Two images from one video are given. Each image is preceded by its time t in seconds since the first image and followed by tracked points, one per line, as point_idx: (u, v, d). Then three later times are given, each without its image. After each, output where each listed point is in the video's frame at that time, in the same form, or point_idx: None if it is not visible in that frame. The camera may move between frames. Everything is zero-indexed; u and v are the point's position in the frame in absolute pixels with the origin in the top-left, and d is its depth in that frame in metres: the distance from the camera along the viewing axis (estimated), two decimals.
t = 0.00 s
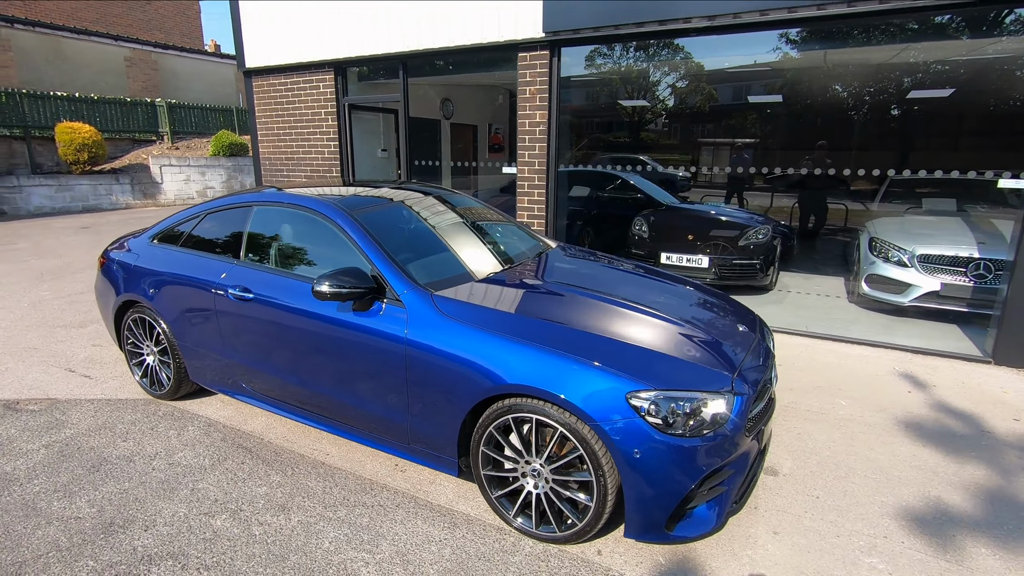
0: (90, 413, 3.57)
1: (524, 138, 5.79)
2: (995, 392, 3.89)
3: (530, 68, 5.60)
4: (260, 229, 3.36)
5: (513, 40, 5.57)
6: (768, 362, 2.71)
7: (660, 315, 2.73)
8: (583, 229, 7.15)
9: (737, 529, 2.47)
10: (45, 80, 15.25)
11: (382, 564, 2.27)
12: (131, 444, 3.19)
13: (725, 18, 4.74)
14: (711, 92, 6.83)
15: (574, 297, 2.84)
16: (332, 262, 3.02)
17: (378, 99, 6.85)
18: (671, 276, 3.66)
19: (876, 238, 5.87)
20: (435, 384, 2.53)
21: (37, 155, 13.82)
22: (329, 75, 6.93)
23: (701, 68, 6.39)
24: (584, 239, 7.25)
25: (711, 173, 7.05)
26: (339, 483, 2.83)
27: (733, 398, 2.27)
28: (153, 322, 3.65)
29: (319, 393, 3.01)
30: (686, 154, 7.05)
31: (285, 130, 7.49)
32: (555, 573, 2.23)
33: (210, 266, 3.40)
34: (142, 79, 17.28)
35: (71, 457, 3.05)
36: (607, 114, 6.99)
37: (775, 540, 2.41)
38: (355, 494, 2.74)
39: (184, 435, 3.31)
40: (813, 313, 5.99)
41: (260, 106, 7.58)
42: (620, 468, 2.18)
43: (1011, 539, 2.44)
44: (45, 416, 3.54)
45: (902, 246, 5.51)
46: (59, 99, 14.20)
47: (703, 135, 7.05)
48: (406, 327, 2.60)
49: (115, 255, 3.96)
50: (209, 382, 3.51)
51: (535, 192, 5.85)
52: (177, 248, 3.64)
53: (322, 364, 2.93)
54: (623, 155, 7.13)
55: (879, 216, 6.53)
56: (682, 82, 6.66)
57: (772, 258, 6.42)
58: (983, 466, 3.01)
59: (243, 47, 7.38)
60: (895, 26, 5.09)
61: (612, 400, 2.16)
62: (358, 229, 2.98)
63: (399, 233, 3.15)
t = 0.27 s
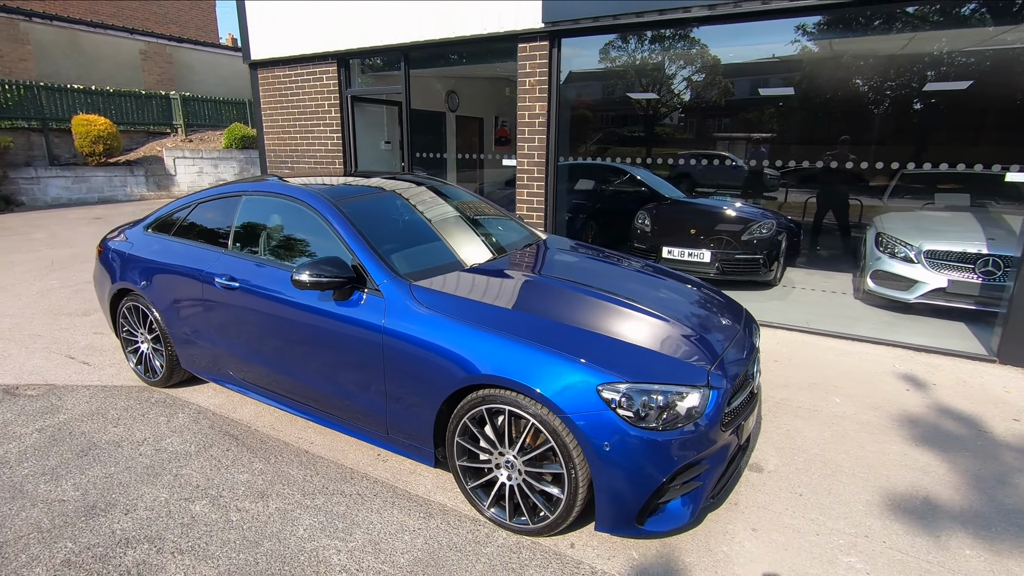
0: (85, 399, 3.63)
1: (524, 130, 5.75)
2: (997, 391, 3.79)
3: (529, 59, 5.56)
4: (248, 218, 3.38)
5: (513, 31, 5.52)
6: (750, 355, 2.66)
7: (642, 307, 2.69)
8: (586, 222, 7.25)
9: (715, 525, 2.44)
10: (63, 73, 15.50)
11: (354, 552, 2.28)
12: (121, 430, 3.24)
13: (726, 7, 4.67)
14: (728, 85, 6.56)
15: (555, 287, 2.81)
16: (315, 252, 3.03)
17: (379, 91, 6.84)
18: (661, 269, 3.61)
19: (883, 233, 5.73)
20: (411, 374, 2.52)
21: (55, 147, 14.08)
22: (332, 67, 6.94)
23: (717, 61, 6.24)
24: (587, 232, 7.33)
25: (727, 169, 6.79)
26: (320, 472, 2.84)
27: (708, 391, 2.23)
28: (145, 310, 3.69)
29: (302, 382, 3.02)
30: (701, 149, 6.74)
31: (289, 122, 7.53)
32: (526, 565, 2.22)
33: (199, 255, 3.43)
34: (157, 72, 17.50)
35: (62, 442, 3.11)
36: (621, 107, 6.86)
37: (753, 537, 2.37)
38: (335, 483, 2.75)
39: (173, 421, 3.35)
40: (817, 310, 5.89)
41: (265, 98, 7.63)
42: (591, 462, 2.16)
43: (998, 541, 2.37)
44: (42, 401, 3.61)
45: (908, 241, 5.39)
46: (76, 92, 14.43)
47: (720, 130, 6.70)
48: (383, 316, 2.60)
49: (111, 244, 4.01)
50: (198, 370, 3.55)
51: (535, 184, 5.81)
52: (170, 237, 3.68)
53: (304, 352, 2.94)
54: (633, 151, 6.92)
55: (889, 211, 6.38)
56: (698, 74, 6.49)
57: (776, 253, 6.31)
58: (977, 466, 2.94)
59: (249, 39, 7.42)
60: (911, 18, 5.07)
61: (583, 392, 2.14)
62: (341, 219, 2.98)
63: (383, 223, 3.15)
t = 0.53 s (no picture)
0: (84, 387, 3.73)
1: (524, 125, 5.73)
2: (998, 394, 3.68)
3: (530, 54, 5.53)
4: (238, 211, 3.43)
5: (513, 25, 5.50)
6: (729, 352, 2.62)
7: (621, 303, 2.67)
8: (591, 217, 7.17)
9: (688, 523, 2.41)
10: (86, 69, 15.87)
11: (325, 541, 2.31)
12: (115, 417, 3.33)
13: None
14: (748, 81, 6.80)
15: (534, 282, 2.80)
16: (300, 245, 3.06)
17: (384, 85, 6.87)
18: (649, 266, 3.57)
19: (891, 231, 5.60)
20: (386, 366, 2.54)
21: (78, 142, 14.45)
22: (338, 62, 7.00)
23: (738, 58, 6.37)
24: (592, 228, 7.29)
25: (746, 164, 6.81)
26: (302, 462, 2.88)
27: (678, 388, 2.21)
28: (143, 301, 3.78)
29: (286, 374, 3.06)
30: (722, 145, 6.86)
31: (297, 117, 7.62)
32: (493, 560, 2.22)
33: (191, 247, 3.49)
34: (177, 68, 17.82)
35: (57, 428, 3.20)
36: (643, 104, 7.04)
37: (726, 538, 2.34)
38: (315, 473, 2.79)
39: (166, 410, 3.42)
40: (822, 309, 5.78)
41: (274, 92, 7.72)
42: (556, 458, 2.15)
43: (979, 547, 2.31)
44: (44, 388, 3.72)
45: (916, 241, 5.24)
46: (99, 88, 14.77)
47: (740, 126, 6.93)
48: (360, 308, 2.62)
49: (113, 237, 4.11)
50: (192, 360, 3.62)
51: (535, 180, 5.80)
52: (166, 230, 3.76)
53: (287, 345, 2.98)
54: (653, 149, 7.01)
55: (900, 209, 6.23)
56: (718, 70, 6.67)
57: (781, 250, 6.21)
58: (969, 468, 2.86)
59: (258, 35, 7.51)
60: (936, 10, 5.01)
61: (548, 387, 2.13)
62: (325, 213, 3.01)
63: (368, 217, 3.17)
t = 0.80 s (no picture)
0: (89, 370, 3.84)
1: (530, 118, 5.69)
2: (1004, 402, 3.57)
3: (536, 46, 5.49)
4: (235, 200, 3.48)
5: (520, 17, 5.45)
6: (714, 350, 2.59)
7: (606, 300, 2.64)
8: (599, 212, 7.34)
9: (665, 522, 2.40)
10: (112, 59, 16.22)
11: (303, 527, 2.35)
12: (115, 400, 3.42)
13: None
14: (775, 75, 6.21)
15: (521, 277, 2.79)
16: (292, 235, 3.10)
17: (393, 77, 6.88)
18: (644, 263, 3.54)
19: (905, 231, 5.45)
20: (368, 357, 2.56)
21: (103, 130, 14.77)
22: (349, 54, 7.03)
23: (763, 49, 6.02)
24: (600, 221, 7.46)
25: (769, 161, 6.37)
26: (289, 449, 2.93)
27: (654, 385, 2.19)
28: (146, 287, 3.87)
29: (276, 362, 3.11)
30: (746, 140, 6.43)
31: (309, 108, 7.69)
32: (465, 551, 2.24)
33: (190, 236, 3.56)
34: (200, 59, 18.10)
35: (59, 409, 3.30)
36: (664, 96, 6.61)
37: (703, 538, 2.31)
38: (300, 460, 2.83)
39: (165, 394, 3.51)
40: (831, 309, 5.66)
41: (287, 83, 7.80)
42: (528, 453, 2.15)
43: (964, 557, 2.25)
44: (51, 370, 3.84)
45: (929, 241, 5.11)
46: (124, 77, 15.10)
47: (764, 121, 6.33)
48: (345, 299, 2.65)
49: (119, 224, 4.21)
50: (190, 347, 3.70)
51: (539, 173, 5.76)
52: (168, 218, 3.84)
53: (277, 333, 3.02)
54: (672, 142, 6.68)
55: (917, 208, 6.06)
56: (743, 63, 6.24)
57: (791, 248, 6.09)
58: (964, 474, 2.78)
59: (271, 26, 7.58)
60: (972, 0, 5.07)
61: (521, 381, 2.13)
62: (315, 204, 3.04)
63: (359, 208, 3.19)
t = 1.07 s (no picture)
0: (95, 352, 3.92)
1: (539, 109, 5.63)
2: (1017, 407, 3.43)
3: (547, 36, 5.42)
4: (235, 186, 3.51)
5: (531, 6, 5.38)
6: (705, 346, 2.52)
7: (596, 292, 2.59)
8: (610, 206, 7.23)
9: (648, 520, 2.35)
10: (139, 49, 16.55)
11: (284, 512, 2.36)
12: (117, 381, 3.49)
13: None
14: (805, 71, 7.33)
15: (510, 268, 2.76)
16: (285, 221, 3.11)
17: (405, 67, 6.87)
18: (643, 257, 3.47)
19: (925, 230, 5.27)
20: (353, 344, 2.56)
21: (129, 119, 15.10)
22: (362, 43, 7.04)
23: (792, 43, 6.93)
24: (611, 215, 7.38)
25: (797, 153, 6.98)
26: (279, 434, 2.95)
27: (637, 379, 2.14)
28: (150, 272, 3.93)
29: (269, 348, 3.13)
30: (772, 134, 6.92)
31: (323, 97, 7.74)
32: (442, 541, 2.22)
33: (191, 221, 3.61)
34: (224, 49, 18.38)
35: (63, 389, 3.38)
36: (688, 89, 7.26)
37: (685, 538, 2.26)
38: (289, 446, 2.85)
39: (165, 377, 3.57)
40: (844, 307, 5.51)
41: (302, 73, 7.86)
42: (506, 445, 2.13)
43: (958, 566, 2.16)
44: (58, 351, 3.93)
45: (950, 240, 4.93)
46: (150, 67, 15.41)
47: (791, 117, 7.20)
48: (332, 286, 2.66)
49: (128, 209, 4.29)
50: (191, 331, 3.75)
51: (547, 165, 5.71)
52: (172, 203, 3.90)
53: (269, 319, 3.04)
54: (698, 135, 7.13)
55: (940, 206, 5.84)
56: (770, 58, 7.09)
57: (804, 245, 5.94)
58: (967, 481, 2.67)
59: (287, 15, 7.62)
60: None
61: (499, 372, 2.11)
62: (308, 190, 3.04)
63: (353, 196, 3.19)
